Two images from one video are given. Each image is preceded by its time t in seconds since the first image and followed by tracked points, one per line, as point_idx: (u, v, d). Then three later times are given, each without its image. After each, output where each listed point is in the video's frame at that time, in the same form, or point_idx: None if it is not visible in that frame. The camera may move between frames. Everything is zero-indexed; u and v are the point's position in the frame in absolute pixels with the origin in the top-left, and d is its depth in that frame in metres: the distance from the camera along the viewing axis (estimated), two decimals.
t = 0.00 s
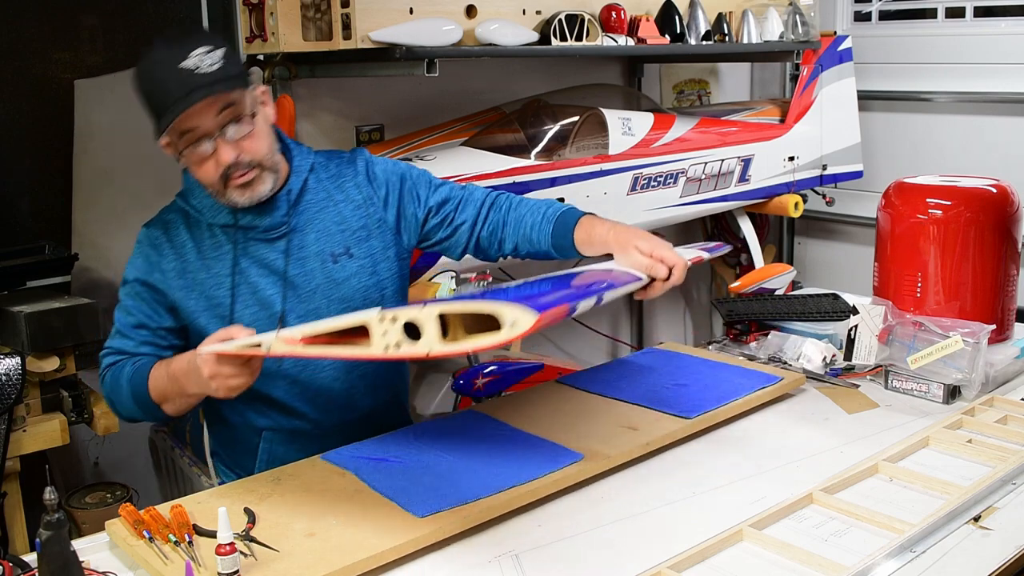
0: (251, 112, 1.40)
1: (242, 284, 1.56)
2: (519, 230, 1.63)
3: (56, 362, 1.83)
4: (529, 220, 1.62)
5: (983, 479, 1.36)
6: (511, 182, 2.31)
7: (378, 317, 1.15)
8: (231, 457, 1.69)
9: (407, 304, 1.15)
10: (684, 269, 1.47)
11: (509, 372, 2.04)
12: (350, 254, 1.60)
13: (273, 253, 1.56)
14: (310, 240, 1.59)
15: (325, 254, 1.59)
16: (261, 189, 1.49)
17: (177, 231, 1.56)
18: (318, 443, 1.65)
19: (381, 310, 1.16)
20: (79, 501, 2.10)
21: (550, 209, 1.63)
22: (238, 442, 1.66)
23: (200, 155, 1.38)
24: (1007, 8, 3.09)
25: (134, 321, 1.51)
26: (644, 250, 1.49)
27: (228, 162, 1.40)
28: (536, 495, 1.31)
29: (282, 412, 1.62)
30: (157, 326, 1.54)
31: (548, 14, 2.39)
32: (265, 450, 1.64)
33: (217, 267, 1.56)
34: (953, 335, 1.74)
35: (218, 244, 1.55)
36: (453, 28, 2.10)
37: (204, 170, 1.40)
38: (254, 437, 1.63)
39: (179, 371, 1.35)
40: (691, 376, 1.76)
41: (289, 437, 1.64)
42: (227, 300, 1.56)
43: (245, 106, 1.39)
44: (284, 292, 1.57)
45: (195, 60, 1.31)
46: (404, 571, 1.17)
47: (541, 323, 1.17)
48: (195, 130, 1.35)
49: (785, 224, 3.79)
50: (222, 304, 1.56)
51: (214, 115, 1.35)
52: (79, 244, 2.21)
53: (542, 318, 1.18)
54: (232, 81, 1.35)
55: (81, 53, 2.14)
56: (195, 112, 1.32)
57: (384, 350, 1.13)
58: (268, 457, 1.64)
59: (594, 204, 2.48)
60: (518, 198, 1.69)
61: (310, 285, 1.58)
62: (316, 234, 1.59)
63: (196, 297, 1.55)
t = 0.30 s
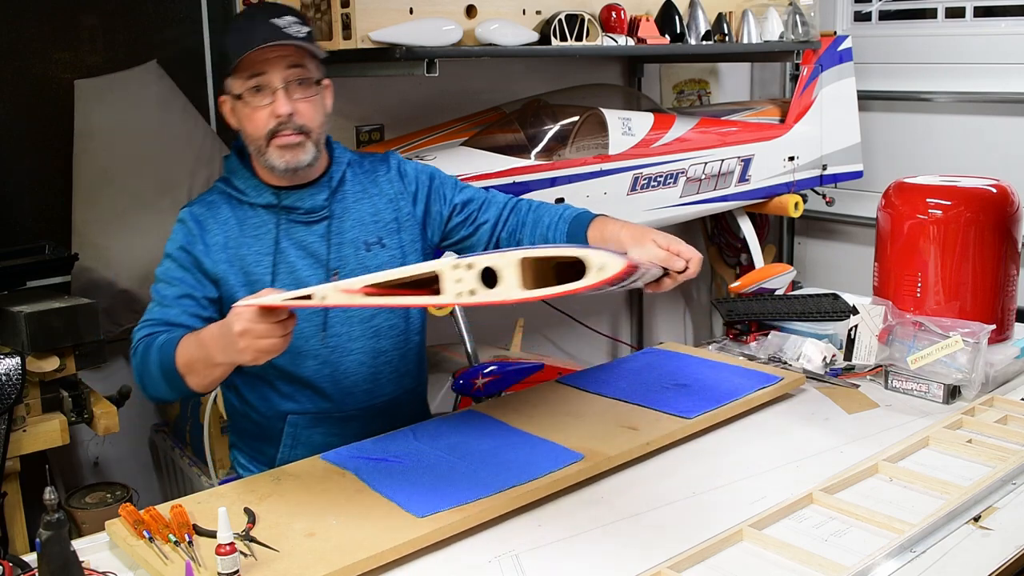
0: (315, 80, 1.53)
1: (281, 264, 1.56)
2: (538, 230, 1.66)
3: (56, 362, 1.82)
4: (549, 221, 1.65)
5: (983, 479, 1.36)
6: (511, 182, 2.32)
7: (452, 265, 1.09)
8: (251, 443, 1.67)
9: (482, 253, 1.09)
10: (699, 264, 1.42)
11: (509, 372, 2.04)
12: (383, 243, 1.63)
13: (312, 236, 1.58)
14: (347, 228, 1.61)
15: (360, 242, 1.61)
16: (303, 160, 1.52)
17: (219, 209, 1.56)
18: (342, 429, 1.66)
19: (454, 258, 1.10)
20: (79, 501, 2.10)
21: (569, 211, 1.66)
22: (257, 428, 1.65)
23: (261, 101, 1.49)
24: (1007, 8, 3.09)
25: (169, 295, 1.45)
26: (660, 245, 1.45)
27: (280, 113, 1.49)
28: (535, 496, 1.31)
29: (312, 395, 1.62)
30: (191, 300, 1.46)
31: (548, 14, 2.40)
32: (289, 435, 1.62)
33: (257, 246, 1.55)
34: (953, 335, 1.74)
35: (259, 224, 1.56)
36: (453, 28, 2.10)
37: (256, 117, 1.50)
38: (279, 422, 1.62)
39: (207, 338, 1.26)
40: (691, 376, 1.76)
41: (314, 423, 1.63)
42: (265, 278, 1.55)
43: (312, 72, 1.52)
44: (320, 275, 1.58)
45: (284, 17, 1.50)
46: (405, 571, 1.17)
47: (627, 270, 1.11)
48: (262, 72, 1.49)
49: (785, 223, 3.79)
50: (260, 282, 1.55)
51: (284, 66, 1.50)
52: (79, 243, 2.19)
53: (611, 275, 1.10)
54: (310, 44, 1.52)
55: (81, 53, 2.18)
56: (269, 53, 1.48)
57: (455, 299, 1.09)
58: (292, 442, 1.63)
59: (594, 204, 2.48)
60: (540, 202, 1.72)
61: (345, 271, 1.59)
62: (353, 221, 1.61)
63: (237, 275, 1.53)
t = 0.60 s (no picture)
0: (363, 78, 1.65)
1: (310, 253, 1.63)
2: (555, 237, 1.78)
3: (56, 362, 1.82)
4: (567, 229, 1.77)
5: (983, 479, 1.36)
6: (511, 182, 2.32)
7: (537, 247, 1.16)
8: (265, 436, 1.67)
9: (566, 236, 1.17)
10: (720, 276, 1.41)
11: (509, 372, 2.03)
12: (406, 243, 1.72)
13: (341, 229, 1.66)
14: (373, 225, 1.70)
15: (385, 239, 1.70)
16: (338, 150, 1.62)
17: (253, 195, 1.63)
18: (358, 424, 1.67)
19: (539, 242, 1.17)
20: (79, 501, 2.11)
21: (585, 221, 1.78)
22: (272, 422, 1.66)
23: (309, 86, 1.61)
24: (1007, 8, 3.09)
25: (209, 268, 1.46)
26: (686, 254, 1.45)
27: (327, 101, 1.61)
28: (535, 496, 1.31)
29: (331, 388, 1.65)
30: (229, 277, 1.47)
31: (548, 14, 2.40)
32: (305, 427, 1.64)
33: (290, 232, 1.62)
34: (953, 335, 1.74)
35: (293, 213, 1.63)
36: (453, 28, 2.10)
37: (302, 100, 1.61)
38: (296, 415, 1.63)
39: (252, 314, 1.22)
40: (691, 375, 1.76)
41: (331, 416, 1.65)
42: (295, 265, 1.61)
43: (361, 69, 1.65)
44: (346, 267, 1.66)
45: (344, 13, 1.62)
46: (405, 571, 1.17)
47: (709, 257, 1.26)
48: (317, 59, 1.61)
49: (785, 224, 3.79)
50: (291, 268, 1.61)
51: (338, 58, 1.62)
52: (79, 244, 2.16)
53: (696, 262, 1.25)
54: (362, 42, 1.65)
55: (81, 53, 2.22)
56: (326, 42, 1.61)
57: (543, 277, 1.14)
58: (307, 434, 1.65)
59: (594, 204, 2.48)
60: (557, 214, 1.84)
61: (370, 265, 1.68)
62: (379, 219, 1.71)
63: (269, 259, 1.60)
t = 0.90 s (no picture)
0: (388, 84, 1.70)
1: (326, 251, 1.65)
2: (562, 251, 1.76)
3: (56, 362, 1.82)
4: (575, 242, 1.75)
5: (983, 479, 1.36)
6: (511, 182, 2.32)
7: (593, 273, 1.12)
8: (269, 436, 1.68)
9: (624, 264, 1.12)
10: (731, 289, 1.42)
11: (509, 372, 2.03)
12: (416, 246, 1.75)
13: (355, 229, 1.69)
14: (387, 227, 1.72)
15: (396, 241, 1.72)
16: (360, 153, 1.66)
17: (270, 191, 1.65)
18: (362, 425, 1.68)
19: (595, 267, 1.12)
20: (79, 501, 2.11)
21: (593, 235, 1.76)
22: (274, 421, 1.66)
23: (339, 88, 1.64)
24: (1007, 8, 3.10)
25: (233, 258, 1.46)
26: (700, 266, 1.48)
27: (354, 105, 1.64)
28: (533, 496, 1.31)
29: (337, 388, 1.65)
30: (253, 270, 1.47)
31: (548, 14, 2.40)
32: (309, 427, 1.65)
33: (307, 229, 1.64)
34: (953, 335, 1.74)
35: (309, 211, 1.65)
36: (453, 28, 2.11)
37: (329, 100, 1.64)
38: (300, 415, 1.64)
39: (289, 323, 1.21)
40: (692, 376, 1.76)
41: (336, 416, 1.66)
42: (310, 263, 1.63)
43: (388, 76, 1.69)
44: (358, 267, 1.67)
45: (378, 18, 1.66)
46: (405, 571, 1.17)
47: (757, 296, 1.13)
48: (348, 63, 1.64)
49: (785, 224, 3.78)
50: (305, 266, 1.62)
51: (369, 63, 1.65)
52: (79, 244, 2.16)
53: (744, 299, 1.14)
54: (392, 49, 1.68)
55: (81, 53, 2.22)
56: (360, 48, 1.64)
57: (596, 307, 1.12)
58: (312, 433, 1.65)
59: (594, 204, 2.49)
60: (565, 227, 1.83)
61: (381, 266, 1.70)
62: (391, 221, 1.73)
63: (287, 255, 1.61)
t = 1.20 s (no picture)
0: (402, 92, 1.70)
1: (331, 251, 1.65)
2: (565, 259, 1.75)
3: (56, 362, 1.82)
4: (578, 251, 1.74)
5: (983, 479, 1.36)
6: (511, 182, 2.32)
7: (606, 284, 1.16)
8: (270, 434, 1.68)
9: (639, 276, 1.16)
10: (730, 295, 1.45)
11: (509, 372, 2.03)
12: (420, 248, 1.74)
13: (360, 230, 1.68)
14: (392, 228, 1.72)
15: (401, 243, 1.72)
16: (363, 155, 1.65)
17: (277, 190, 1.65)
18: (363, 425, 1.68)
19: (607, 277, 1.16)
20: (79, 501, 2.11)
21: (597, 244, 1.75)
22: (274, 421, 1.66)
23: (354, 87, 1.64)
24: (1007, 8, 3.10)
25: (240, 256, 1.47)
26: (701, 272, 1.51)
27: (365, 106, 1.64)
28: (533, 496, 1.31)
29: (339, 387, 1.65)
30: (260, 269, 1.47)
31: (548, 14, 2.40)
32: (310, 426, 1.65)
33: (312, 229, 1.64)
34: (953, 335, 1.74)
35: (315, 211, 1.65)
36: (453, 28, 2.11)
37: (343, 97, 1.64)
38: (300, 414, 1.64)
39: (298, 329, 1.22)
40: (691, 376, 1.76)
41: (337, 416, 1.66)
42: (314, 262, 1.63)
43: (403, 83, 1.70)
44: (362, 267, 1.67)
45: (403, 27, 1.66)
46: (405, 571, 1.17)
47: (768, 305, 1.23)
48: (367, 63, 1.64)
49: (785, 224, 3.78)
50: (309, 265, 1.62)
51: (386, 68, 1.66)
52: (79, 244, 2.16)
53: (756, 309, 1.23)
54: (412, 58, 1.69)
55: (81, 53, 2.22)
56: (381, 50, 1.64)
57: (608, 318, 1.16)
58: (313, 432, 1.65)
59: (594, 204, 2.49)
60: (569, 235, 1.82)
61: (386, 266, 1.70)
62: (396, 222, 1.73)
63: (292, 254, 1.61)
